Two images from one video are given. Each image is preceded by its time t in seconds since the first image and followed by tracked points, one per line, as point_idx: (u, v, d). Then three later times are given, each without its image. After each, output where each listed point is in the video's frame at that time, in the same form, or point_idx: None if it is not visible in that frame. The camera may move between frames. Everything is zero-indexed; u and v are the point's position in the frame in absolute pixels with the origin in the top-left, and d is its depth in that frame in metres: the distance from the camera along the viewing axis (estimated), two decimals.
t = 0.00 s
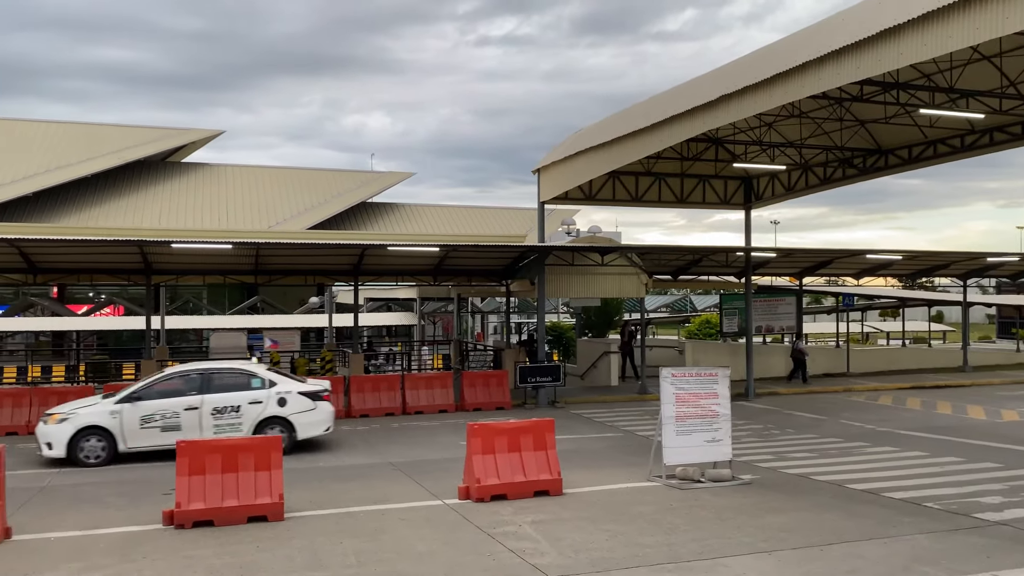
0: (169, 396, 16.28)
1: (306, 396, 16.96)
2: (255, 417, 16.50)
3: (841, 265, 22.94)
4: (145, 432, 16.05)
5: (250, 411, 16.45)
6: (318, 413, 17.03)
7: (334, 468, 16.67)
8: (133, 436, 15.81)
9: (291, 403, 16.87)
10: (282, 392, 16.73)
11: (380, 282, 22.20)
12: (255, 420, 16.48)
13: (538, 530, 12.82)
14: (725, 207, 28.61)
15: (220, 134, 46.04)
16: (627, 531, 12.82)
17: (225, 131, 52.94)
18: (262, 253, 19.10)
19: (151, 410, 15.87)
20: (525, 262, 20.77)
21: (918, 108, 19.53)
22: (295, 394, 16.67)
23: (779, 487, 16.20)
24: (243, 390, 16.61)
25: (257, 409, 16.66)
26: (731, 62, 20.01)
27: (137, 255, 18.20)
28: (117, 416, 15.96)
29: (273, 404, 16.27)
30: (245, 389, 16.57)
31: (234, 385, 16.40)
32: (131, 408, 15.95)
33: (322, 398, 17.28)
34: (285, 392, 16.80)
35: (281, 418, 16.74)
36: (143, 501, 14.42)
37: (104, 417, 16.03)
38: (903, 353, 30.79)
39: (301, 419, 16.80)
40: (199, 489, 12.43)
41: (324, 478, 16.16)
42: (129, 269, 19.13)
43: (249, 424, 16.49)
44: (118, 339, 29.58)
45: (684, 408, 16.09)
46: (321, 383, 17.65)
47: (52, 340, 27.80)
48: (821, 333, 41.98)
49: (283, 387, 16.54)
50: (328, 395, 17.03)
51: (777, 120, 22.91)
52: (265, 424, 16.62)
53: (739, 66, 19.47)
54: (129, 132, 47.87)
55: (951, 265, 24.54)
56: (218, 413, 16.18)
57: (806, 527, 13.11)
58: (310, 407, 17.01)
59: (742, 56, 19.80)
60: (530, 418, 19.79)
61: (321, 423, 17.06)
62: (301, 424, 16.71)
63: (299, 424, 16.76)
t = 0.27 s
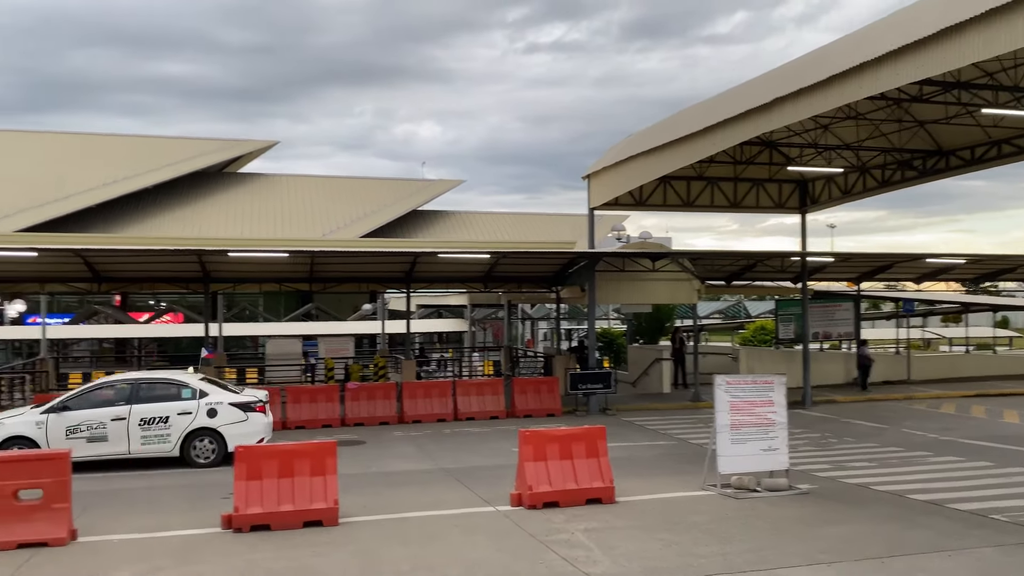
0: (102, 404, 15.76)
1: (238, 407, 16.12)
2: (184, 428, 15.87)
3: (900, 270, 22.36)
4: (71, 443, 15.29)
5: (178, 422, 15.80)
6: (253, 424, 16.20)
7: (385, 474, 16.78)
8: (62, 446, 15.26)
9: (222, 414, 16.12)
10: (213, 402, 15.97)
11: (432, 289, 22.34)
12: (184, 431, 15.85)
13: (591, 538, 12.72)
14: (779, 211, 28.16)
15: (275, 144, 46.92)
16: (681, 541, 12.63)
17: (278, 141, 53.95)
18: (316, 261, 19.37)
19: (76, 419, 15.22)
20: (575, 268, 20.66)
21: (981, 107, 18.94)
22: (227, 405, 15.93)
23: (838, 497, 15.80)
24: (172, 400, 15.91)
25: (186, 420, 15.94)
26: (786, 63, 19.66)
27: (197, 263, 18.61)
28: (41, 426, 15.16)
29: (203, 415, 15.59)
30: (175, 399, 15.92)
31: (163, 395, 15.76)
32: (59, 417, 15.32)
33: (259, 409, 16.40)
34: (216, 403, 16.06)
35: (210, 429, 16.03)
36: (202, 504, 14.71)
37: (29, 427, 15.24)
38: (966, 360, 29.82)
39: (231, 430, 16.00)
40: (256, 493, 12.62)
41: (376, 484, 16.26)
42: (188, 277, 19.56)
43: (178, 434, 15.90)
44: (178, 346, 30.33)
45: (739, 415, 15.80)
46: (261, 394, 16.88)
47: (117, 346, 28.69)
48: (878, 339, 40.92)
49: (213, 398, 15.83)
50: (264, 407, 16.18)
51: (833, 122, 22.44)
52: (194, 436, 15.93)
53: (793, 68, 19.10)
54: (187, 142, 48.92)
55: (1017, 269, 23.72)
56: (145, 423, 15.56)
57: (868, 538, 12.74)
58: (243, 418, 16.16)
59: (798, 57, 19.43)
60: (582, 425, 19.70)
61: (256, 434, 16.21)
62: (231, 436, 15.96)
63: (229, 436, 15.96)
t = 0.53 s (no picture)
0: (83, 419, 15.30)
1: (214, 422, 15.53)
2: (161, 443, 15.28)
3: (1015, 276, 21.11)
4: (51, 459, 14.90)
5: (156, 437, 15.21)
6: (230, 439, 15.64)
7: (478, 485, 16.88)
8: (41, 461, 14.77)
9: (200, 429, 15.43)
10: (191, 417, 15.40)
11: (521, 301, 22.43)
12: (160, 447, 15.26)
13: (688, 554, 12.41)
14: (880, 216, 27.16)
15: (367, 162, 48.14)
16: (783, 559, 12.18)
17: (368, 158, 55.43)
18: (408, 275, 19.73)
19: (57, 433, 14.83)
20: (664, 280, 20.33)
21: None
22: (206, 420, 15.36)
23: (951, 516, 14.94)
24: (151, 415, 15.33)
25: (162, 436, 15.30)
26: (886, 64, 18.90)
27: (296, 279, 19.26)
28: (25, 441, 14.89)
29: (180, 429, 15.04)
30: (154, 414, 15.37)
31: (139, 410, 15.24)
32: (41, 431, 14.89)
33: (237, 424, 15.80)
34: (193, 418, 15.38)
35: (188, 445, 15.39)
36: (304, 513, 15.16)
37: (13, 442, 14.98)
38: None
39: (208, 446, 15.41)
40: (355, 503, 12.91)
41: (469, 495, 16.37)
42: (288, 292, 20.25)
43: (156, 450, 15.31)
44: (278, 359, 31.46)
45: (841, 430, 15.16)
46: (241, 408, 16.33)
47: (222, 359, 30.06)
48: (991, 350, 38.61)
49: (192, 412, 15.30)
50: (244, 421, 15.61)
51: (937, 123, 21.40)
52: (171, 451, 15.33)
53: (894, 68, 18.31)
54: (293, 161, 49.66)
55: None
56: (122, 438, 15.05)
57: (989, 561, 11.97)
58: (220, 432, 15.59)
59: (898, 57, 18.66)
60: (675, 439, 19.35)
61: (232, 450, 15.63)
62: (208, 452, 15.36)
63: (206, 452, 15.36)
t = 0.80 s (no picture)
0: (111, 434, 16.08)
1: (226, 436, 15.81)
2: (176, 457, 15.78)
3: None
4: (79, 470, 15.71)
5: (172, 451, 15.73)
6: (242, 454, 15.83)
7: (595, 501, 16.66)
8: (71, 471, 15.66)
9: (213, 444, 15.80)
10: (205, 432, 15.79)
11: (638, 314, 22.16)
12: (176, 460, 15.78)
13: None
14: None
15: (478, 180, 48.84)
16: None
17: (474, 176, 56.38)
18: (523, 289, 19.83)
19: (83, 446, 15.58)
20: (788, 290, 19.66)
21: None
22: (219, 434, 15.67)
23: None
24: (168, 430, 15.89)
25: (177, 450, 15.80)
26: None
27: (416, 295, 19.70)
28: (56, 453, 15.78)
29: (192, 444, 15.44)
30: (172, 429, 15.91)
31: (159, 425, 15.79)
32: (69, 444, 15.76)
33: (249, 439, 16.02)
34: (205, 433, 15.79)
35: (201, 459, 15.77)
36: (426, 524, 15.38)
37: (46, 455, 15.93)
38: None
39: (219, 461, 15.71)
40: (477, 515, 12.83)
41: (587, 510, 16.17)
42: (408, 307, 20.74)
43: (171, 463, 15.81)
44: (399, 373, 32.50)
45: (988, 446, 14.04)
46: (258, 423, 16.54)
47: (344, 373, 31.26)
48: None
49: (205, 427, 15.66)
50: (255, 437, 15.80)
51: None
52: (186, 464, 15.78)
53: None
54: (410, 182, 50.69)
55: None
56: (141, 452, 15.66)
57: None
58: (232, 447, 15.80)
59: None
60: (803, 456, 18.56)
61: (243, 464, 15.82)
62: (220, 466, 15.66)
63: (217, 466, 15.64)
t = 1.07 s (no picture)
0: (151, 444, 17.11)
1: (252, 448, 16.55)
2: (208, 467, 16.68)
3: None
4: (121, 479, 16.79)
5: (203, 461, 16.63)
6: (268, 464, 16.56)
7: (721, 516, 16.15)
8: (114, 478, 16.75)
9: (240, 455, 16.59)
10: (233, 444, 16.56)
11: (763, 325, 21.55)
12: (207, 470, 16.65)
13: None
14: None
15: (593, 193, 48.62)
16: None
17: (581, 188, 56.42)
18: (643, 301, 19.60)
19: (125, 457, 16.69)
20: (927, 297, 18.69)
21: None
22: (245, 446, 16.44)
23: None
24: (201, 441, 16.77)
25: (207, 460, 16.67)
26: None
27: (535, 308, 19.82)
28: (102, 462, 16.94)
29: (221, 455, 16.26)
30: (203, 441, 16.77)
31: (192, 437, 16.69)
32: (113, 454, 16.89)
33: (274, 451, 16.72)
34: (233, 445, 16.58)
35: (229, 469, 16.56)
36: (549, 535, 15.33)
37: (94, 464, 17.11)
38: None
39: (246, 471, 16.48)
40: (602, 528, 11.50)
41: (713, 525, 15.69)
42: (527, 320, 20.89)
43: (203, 472, 16.70)
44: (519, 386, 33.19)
45: None
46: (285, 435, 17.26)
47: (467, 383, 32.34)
48: None
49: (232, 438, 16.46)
50: (278, 449, 16.48)
51: None
52: (215, 474, 16.62)
53: None
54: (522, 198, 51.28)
55: None
56: (175, 461, 16.59)
57: None
58: (257, 458, 16.54)
59: None
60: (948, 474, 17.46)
61: (268, 475, 16.52)
62: (246, 476, 16.41)
63: (242, 477, 16.43)
